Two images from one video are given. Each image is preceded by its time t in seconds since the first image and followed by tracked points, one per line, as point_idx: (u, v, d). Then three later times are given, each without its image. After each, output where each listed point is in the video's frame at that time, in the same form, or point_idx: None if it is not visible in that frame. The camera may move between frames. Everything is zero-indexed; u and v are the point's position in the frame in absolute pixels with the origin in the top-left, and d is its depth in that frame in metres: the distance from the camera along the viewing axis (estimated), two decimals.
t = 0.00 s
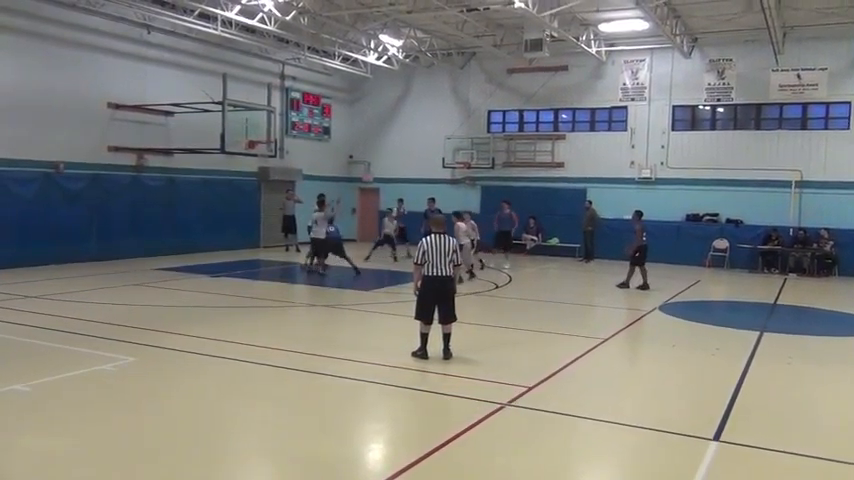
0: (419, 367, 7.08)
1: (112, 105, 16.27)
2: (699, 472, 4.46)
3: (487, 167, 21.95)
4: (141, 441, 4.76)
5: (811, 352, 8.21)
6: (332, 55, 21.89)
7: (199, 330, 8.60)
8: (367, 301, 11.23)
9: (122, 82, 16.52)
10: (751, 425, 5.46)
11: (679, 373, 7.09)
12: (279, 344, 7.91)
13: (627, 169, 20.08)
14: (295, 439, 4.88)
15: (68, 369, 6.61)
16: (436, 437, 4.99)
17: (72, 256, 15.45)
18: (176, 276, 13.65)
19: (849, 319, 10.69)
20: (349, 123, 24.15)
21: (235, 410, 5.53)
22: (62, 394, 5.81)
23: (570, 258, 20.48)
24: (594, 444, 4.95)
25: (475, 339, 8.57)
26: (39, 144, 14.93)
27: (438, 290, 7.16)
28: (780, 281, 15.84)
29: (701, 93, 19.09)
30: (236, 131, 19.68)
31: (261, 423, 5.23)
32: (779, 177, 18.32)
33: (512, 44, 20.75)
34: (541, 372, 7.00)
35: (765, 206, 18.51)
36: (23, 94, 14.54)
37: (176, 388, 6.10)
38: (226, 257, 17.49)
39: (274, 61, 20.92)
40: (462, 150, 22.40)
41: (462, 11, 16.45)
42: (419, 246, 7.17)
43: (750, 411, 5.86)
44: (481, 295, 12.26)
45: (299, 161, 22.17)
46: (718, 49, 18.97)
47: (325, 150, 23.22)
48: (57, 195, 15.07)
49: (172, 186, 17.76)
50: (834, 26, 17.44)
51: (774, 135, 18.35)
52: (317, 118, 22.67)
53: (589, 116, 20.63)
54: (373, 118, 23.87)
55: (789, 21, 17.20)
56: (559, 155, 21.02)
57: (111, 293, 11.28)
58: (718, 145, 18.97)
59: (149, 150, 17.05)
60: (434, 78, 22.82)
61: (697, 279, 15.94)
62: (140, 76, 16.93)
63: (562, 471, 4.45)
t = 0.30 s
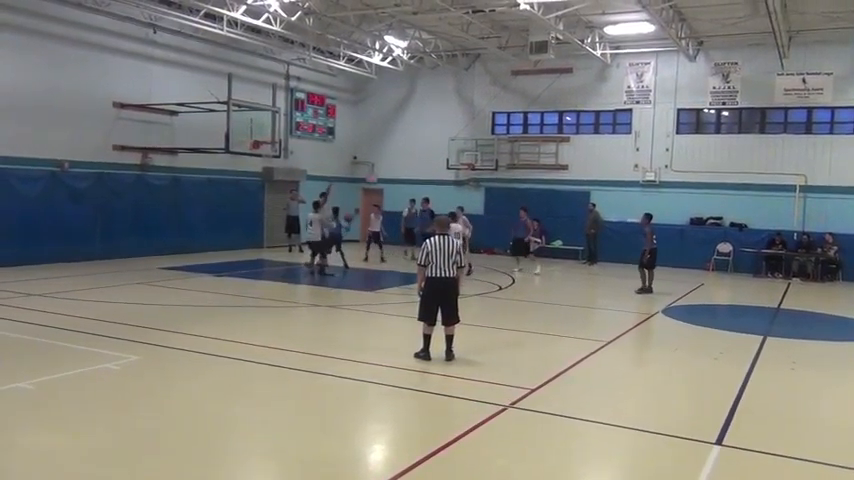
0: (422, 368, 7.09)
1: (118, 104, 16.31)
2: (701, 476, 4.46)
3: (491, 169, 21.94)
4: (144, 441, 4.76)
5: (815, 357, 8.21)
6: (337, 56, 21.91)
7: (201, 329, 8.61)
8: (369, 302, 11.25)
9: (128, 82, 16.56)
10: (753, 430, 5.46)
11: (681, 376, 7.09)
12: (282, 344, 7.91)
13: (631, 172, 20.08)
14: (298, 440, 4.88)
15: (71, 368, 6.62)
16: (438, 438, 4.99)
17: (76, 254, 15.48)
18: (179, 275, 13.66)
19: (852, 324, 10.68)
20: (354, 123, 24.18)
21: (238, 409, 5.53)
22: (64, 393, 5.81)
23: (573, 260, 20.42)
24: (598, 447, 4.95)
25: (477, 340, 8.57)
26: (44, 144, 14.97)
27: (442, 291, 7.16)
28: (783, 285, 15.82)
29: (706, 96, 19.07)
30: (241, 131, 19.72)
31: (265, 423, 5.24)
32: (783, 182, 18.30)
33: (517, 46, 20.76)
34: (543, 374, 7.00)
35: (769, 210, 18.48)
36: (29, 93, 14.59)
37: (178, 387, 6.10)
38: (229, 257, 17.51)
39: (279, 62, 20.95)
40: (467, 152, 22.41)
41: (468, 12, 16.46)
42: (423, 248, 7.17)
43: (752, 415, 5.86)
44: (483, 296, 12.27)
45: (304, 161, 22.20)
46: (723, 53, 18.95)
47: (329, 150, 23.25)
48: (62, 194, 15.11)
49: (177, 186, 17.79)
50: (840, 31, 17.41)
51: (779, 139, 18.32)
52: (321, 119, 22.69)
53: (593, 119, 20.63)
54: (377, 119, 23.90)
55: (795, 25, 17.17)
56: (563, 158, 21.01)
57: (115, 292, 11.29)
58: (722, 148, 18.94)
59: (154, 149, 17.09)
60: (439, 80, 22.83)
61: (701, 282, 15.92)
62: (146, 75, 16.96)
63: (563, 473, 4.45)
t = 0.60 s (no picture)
0: (424, 368, 7.09)
1: (123, 102, 16.34)
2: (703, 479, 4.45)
3: (494, 170, 21.93)
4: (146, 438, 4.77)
5: (817, 360, 8.19)
6: (342, 56, 21.92)
7: (204, 328, 8.62)
8: (372, 301, 11.25)
9: (132, 80, 16.58)
10: (756, 433, 5.45)
11: (683, 379, 7.08)
12: (284, 343, 7.91)
13: (635, 174, 20.06)
14: (299, 438, 4.89)
15: (74, 365, 6.63)
16: (440, 438, 4.99)
17: (80, 251, 15.51)
18: (182, 274, 13.67)
19: None
20: (358, 123, 24.19)
21: (240, 408, 5.54)
22: (67, 390, 5.82)
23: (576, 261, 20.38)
24: (599, 449, 4.95)
25: (480, 341, 8.56)
26: (49, 141, 15.01)
27: (445, 292, 7.16)
28: (787, 288, 15.78)
29: (711, 99, 19.05)
30: (245, 130, 19.74)
31: (266, 421, 5.25)
32: (787, 185, 18.26)
33: (522, 47, 20.77)
34: (546, 375, 7.00)
35: (773, 213, 18.44)
36: (35, 90, 14.62)
37: (181, 385, 6.12)
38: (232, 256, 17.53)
39: (285, 61, 20.96)
40: (470, 153, 22.40)
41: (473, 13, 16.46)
42: (427, 248, 7.19)
43: (754, 418, 5.85)
44: (486, 297, 12.27)
45: (308, 161, 22.21)
46: (728, 55, 18.92)
47: (333, 150, 23.26)
48: (66, 191, 15.14)
49: (181, 184, 17.81)
50: (846, 34, 17.39)
51: (784, 142, 18.28)
52: (326, 118, 22.70)
53: (598, 120, 20.62)
54: (381, 118, 23.91)
55: (801, 28, 17.15)
56: (567, 159, 21.00)
57: (118, 290, 11.31)
58: (726, 151, 18.91)
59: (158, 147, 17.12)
60: (443, 80, 22.83)
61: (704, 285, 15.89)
62: (151, 73, 16.99)
63: (564, 474, 4.44)
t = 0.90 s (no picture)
0: (426, 368, 7.08)
1: (125, 101, 16.34)
2: None
3: (496, 170, 21.92)
4: (148, 438, 4.76)
5: (819, 361, 8.18)
6: (344, 56, 21.92)
7: (205, 327, 8.62)
8: (373, 301, 11.25)
9: (134, 79, 16.59)
10: (757, 433, 5.44)
11: (685, 379, 7.07)
12: (285, 343, 7.91)
13: (637, 174, 20.04)
14: (301, 439, 4.88)
15: (75, 365, 6.63)
16: (441, 438, 4.99)
17: (82, 251, 15.52)
18: (184, 273, 13.67)
19: None
20: (360, 123, 24.19)
21: (242, 407, 5.54)
22: (68, 389, 5.82)
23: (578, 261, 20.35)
24: (600, 449, 4.94)
25: (482, 341, 8.55)
26: (51, 140, 15.02)
27: (447, 292, 7.15)
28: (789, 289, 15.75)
29: (713, 98, 19.02)
30: (246, 130, 19.75)
31: (268, 421, 5.25)
32: (790, 185, 18.24)
33: (524, 47, 20.75)
34: (547, 376, 6.99)
35: (775, 213, 18.42)
36: (37, 90, 14.63)
37: (182, 384, 6.11)
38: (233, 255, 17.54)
39: (287, 61, 20.96)
40: (472, 152, 22.38)
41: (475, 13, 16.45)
42: (428, 248, 7.20)
43: (756, 418, 5.84)
44: (487, 297, 12.27)
45: (309, 160, 22.21)
46: (730, 55, 18.89)
47: (335, 149, 23.26)
48: (68, 191, 15.15)
49: (182, 183, 17.82)
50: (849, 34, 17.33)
51: (787, 142, 18.24)
52: (328, 118, 22.69)
53: (600, 120, 20.59)
54: (383, 118, 23.91)
55: (803, 28, 17.11)
56: (568, 159, 20.98)
57: (119, 290, 11.30)
58: (728, 151, 18.89)
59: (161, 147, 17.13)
60: (445, 80, 22.82)
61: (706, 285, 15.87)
62: (153, 73, 16.99)
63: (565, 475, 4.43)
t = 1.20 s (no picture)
0: (427, 368, 7.07)
1: (125, 101, 16.35)
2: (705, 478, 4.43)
3: (496, 168, 21.91)
4: (147, 438, 4.77)
5: (819, 359, 8.17)
6: (344, 55, 21.92)
7: (206, 327, 8.62)
8: (373, 300, 11.24)
9: (135, 79, 16.60)
10: (757, 432, 5.43)
11: (684, 378, 7.06)
12: (285, 343, 7.91)
13: (637, 173, 20.03)
14: (300, 438, 4.88)
15: (75, 364, 6.62)
16: (441, 438, 4.98)
17: (82, 251, 15.53)
18: (184, 273, 13.66)
19: None
20: (360, 122, 24.18)
21: (241, 407, 5.54)
22: (68, 389, 5.82)
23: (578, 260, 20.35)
24: (600, 448, 4.93)
25: (481, 340, 8.54)
26: (52, 140, 15.03)
27: (446, 292, 7.14)
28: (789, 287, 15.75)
29: (713, 97, 19.02)
30: (246, 129, 19.75)
31: (267, 420, 5.25)
32: (790, 183, 18.22)
33: (524, 46, 20.74)
34: (547, 375, 6.97)
35: (775, 212, 18.40)
36: (37, 89, 14.64)
37: (182, 384, 6.11)
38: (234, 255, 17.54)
39: (287, 60, 20.97)
40: (472, 151, 22.36)
41: (475, 12, 16.44)
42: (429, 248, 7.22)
43: (755, 417, 5.83)
44: (487, 296, 12.26)
45: (309, 160, 22.20)
46: (730, 54, 18.88)
47: (335, 149, 23.26)
48: (67, 190, 15.15)
49: (182, 183, 17.82)
50: (849, 32, 17.31)
51: (787, 140, 18.23)
52: (328, 117, 22.69)
53: (600, 119, 20.59)
54: (383, 117, 23.91)
55: (803, 26, 17.11)
56: (568, 157, 20.98)
57: (119, 289, 11.31)
58: (728, 149, 18.88)
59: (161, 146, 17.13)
60: (445, 79, 22.82)
61: (706, 284, 15.86)
62: (153, 73, 17.00)
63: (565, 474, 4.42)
